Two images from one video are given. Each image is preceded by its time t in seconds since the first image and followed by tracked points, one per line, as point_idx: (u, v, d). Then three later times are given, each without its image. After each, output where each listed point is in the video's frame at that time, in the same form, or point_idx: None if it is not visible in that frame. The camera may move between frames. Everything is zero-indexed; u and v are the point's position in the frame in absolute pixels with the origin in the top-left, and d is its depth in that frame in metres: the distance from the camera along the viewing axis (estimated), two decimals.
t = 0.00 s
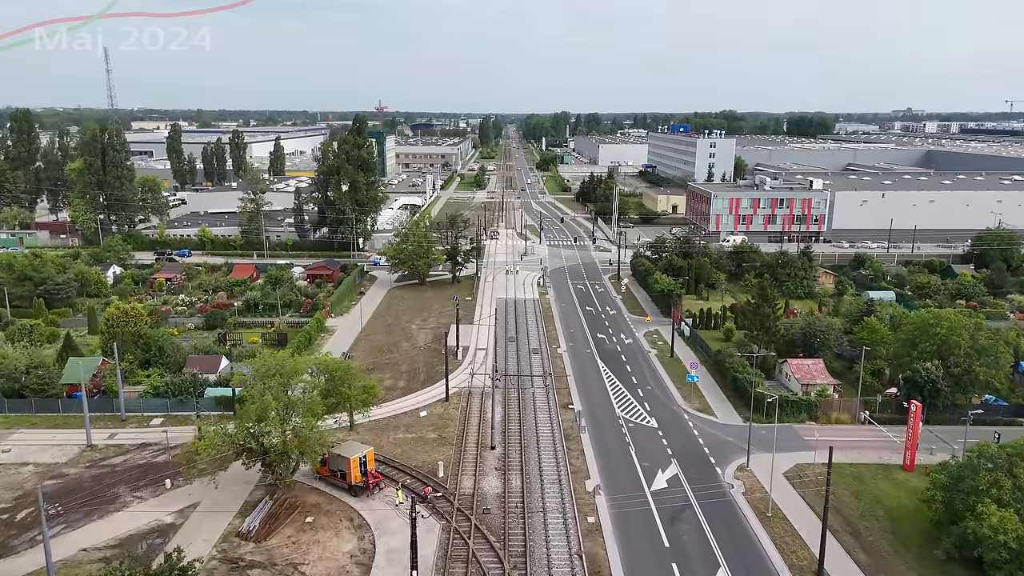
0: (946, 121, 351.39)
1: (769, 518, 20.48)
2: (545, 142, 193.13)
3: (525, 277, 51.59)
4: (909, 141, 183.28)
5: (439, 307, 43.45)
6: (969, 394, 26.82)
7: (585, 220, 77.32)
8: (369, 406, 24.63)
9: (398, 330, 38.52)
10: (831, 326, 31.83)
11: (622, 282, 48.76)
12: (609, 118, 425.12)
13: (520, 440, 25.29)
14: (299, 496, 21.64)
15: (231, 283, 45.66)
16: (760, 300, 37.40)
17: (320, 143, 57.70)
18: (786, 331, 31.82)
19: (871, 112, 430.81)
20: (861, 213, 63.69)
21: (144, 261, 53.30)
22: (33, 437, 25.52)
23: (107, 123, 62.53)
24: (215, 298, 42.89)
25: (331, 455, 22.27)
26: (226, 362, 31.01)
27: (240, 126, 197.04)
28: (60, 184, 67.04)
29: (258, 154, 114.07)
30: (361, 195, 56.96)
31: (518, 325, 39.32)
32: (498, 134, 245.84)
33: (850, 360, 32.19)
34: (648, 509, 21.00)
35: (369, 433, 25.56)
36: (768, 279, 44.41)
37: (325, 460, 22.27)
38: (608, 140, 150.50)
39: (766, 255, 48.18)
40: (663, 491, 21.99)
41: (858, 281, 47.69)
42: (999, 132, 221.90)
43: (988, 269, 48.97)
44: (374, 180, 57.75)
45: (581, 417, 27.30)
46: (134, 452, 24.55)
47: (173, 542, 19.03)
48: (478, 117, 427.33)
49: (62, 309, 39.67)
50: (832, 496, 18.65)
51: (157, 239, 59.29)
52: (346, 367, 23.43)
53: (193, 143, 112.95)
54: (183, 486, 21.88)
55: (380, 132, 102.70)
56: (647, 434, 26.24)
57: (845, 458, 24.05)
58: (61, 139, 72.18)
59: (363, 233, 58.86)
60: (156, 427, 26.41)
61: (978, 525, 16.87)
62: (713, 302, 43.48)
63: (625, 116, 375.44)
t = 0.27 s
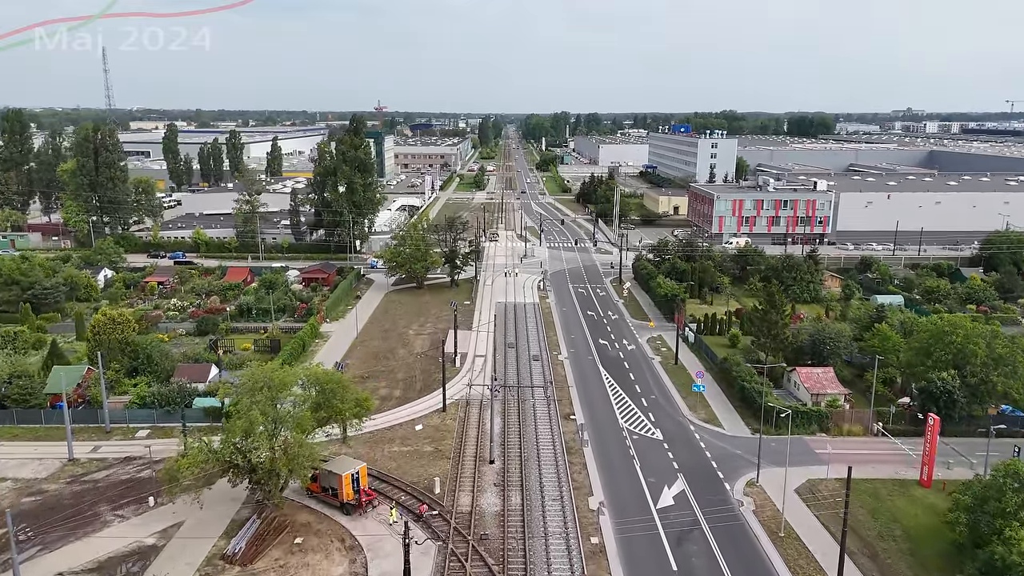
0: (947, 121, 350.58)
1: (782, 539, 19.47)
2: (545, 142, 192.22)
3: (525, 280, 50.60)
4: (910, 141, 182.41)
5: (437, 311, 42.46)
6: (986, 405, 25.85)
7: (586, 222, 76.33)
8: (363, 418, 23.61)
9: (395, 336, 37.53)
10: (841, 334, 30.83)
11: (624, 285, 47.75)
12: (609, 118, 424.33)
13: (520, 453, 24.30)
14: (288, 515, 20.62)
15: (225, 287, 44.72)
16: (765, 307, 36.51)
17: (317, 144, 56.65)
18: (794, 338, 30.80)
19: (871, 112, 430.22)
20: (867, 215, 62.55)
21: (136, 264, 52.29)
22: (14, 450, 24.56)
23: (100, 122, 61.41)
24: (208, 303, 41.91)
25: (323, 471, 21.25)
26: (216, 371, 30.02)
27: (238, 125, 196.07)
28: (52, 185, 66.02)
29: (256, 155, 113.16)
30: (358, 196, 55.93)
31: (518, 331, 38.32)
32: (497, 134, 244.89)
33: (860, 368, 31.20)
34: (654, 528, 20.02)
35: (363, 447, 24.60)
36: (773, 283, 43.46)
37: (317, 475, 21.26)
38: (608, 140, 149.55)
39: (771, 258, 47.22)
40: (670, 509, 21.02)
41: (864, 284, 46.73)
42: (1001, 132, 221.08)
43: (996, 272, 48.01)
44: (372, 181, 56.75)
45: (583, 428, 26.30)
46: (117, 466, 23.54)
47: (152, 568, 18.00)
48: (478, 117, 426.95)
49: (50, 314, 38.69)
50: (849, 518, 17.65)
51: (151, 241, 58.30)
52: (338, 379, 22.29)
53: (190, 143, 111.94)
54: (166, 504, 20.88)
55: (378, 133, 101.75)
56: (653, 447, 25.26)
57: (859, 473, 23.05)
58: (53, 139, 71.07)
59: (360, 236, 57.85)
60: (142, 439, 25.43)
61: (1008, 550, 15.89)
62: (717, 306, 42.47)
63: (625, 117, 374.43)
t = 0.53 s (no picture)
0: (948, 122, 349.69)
1: (796, 562, 18.47)
2: (545, 142, 191.35)
3: (525, 284, 49.62)
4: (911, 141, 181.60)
5: (434, 316, 41.47)
6: (1005, 418, 24.84)
7: (586, 223, 75.38)
8: (356, 432, 22.58)
9: (391, 342, 36.54)
10: (852, 341, 29.83)
11: (626, 289, 46.73)
12: (609, 118, 423.45)
13: (520, 468, 23.30)
14: (277, 536, 19.61)
15: (218, 291, 43.76)
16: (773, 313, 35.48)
17: (313, 144, 55.63)
18: (804, 346, 29.81)
19: (871, 113, 429.37)
20: (872, 217, 61.65)
21: (129, 267, 51.30)
22: None
23: (92, 122, 60.35)
24: (200, 308, 40.92)
25: (314, 488, 20.23)
26: (205, 380, 29.02)
27: (237, 126, 195.16)
28: (44, 187, 65.01)
29: (253, 155, 112.22)
30: (355, 198, 54.92)
31: (518, 337, 37.33)
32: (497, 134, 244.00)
33: (871, 376, 30.19)
34: (661, 550, 19.03)
35: (356, 462, 23.62)
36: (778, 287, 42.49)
37: (307, 494, 20.25)
38: (608, 141, 148.61)
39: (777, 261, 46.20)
40: (677, 528, 20.02)
41: (872, 288, 45.74)
42: (1003, 132, 220.21)
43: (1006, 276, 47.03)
44: (369, 183, 55.76)
45: (586, 441, 25.31)
46: (98, 482, 22.55)
47: None
48: (477, 117, 425.94)
49: (37, 320, 37.71)
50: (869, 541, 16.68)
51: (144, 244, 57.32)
52: (328, 393, 21.19)
53: (187, 143, 110.96)
54: (149, 523, 19.93)
55: (377, 133, 100.81)
56: (658, 461, 24.26)
57: (875, 490, 22.06)
58: (46, 140, 70.02)
59: (357, 238, 56.85)
60: (126, 453, 24.46)
61: None
62: (722, 311, 41.48)
63: (625, 117, 373.58)
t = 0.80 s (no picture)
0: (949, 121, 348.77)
1: None
2: (545, 143, 190.43)
3: (525, 287, 48.62)
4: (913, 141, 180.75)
5: (432, 321, 40.48)
6: None
7: (587, 224, 74.40)
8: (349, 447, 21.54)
9: (388, 348, 35.54)
10: (863, 349, 28.84)
11: (628, 293, 45.72)
12: (608, 118, 422.41)
13: (520, 483, 22.32)
14: (265, 558, 18.62)
15: (210, 295, 42.75)
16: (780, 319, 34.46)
17: (310, 145, 54.64)
18: (813, 354, 28.79)
19: (871, 112, 428.47)
20: (877, 218, 60.71)
21: (121, 270, 50.32)
22: None
23: (84, 122, 59.26)
24: (191, 313, 39.90)
25: (305, 507, 19.26)
26: (194, 390, 28.01)
27: (235, 126, 194.26)
28: (36, 188, 63.96)
29: (251, 156, 111.23)
30: (353, 199, 53.90)
31: (518, 343, 36.31)
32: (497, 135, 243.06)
33: (883, 385, 29.20)
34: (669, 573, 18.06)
35: (349, 477, 22.64)
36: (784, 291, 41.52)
37: (296, 513, 19.26)
38: (609, 141, 147.68)
39: (783, 265, 45.20)
40: (686, 549, 19.05)
41: (880, 292, 44.77)
42: (1005, 132, 219.25)
43: (1016, 279, 46.09)
44: (367, 184, 54.80)
45: (589, 455, 24.33)
46: (79, 499, 21.55)
47: None
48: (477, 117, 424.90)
49: (24, 326, 36.68)
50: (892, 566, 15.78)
51: (138, 246, 56.32)
52: (319, 407, 20.03)
53: (184, 143, 109.94)
54: (129, 545, 18.93)
55: (375, 133, 99.84)
56: (664, 475, 23.28)
57: (891, 507, 21.10)
58: (38, 140, 68.95)
59: (354, 240, 55.87)
60: (109, 468, 23.47)
61: None
62: (727, 316, 40.49)
63: (625, 116, 373.84)
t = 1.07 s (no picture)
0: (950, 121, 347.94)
1: None
2: (545, 143, 189.47)
3: (525, 291, 47.62)
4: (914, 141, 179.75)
5: (430, 326, 39.47)
6: None
7: (588, 226, 73.40)
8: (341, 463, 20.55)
9: (384, 355, 34.55)
10: (875, 358, 27.86)
11: (631, 297, 44.74)
12: (608, 118, 421.67)
13: (520, 500, 21.35)
14: None
15: (202, 299, 41.75)
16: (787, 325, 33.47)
17: (306, 145, 53.63)
18: (824, 362, 27.80)
19: (872, 112, 427.65)
20: (883, 220, 59.68)
21: (113, 273, 49.31)
22: None
23: (76, 122, 58.19)
24: (183, 317, 38.89)
25: (293, 528, 18.33)
26: (182, 400, 27.02)
27: (234, 126, 193.27)
28: (28, 189, 62.92)
29: (248, 155, 110.25)
30: (349, 201, 52.89)
31: (518, 349, 35.32)
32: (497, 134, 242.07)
33: (896, 394, 28.21)
34: None
35: (342, 493, 21.67)
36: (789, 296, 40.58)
37: (284, 534, 18.31)
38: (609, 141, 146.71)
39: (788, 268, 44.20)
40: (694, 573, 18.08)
41: (888, 296, 43.80)
42: (1007, 131, 218.36)
43: None
44: (364, 185, 53.86)
45: (592, 469, 23.36)
46: (57, 517, 20.56)
47: None
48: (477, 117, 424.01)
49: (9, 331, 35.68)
50: None
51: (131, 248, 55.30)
52: (308, 422, 19.02)
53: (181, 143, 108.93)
54: (107, 568, 17.96)
55: (374, 133, 98.85)
56: (670, 491, 22.30)
57: (909, 526, 20.14)
58: (31, 140, 67.88)
59: (351, 242, 54.85)
60: (91, 483, 22.50)
61: None
62: (732, 321, 39.50)
63: (625, 116, 372.96)
